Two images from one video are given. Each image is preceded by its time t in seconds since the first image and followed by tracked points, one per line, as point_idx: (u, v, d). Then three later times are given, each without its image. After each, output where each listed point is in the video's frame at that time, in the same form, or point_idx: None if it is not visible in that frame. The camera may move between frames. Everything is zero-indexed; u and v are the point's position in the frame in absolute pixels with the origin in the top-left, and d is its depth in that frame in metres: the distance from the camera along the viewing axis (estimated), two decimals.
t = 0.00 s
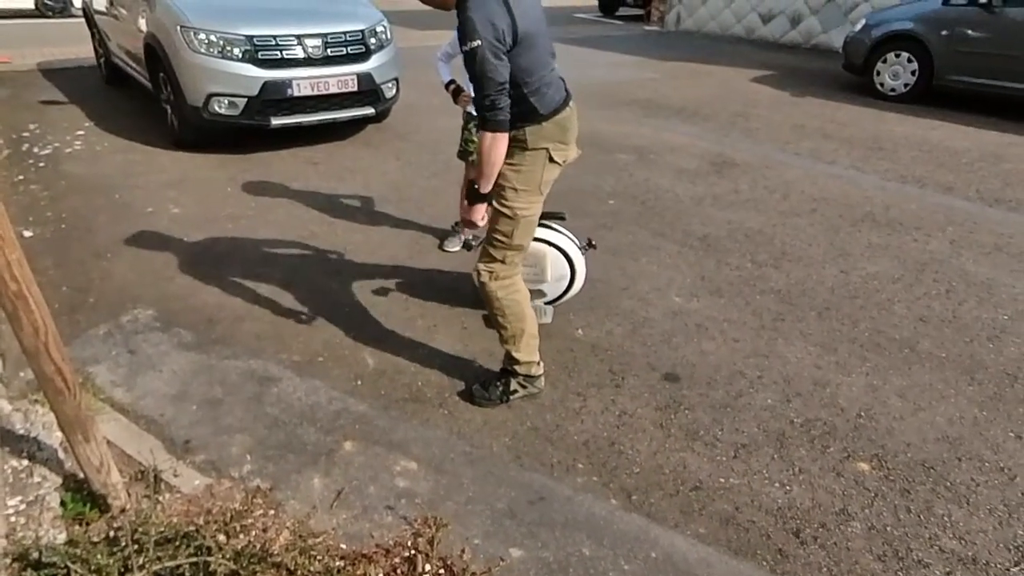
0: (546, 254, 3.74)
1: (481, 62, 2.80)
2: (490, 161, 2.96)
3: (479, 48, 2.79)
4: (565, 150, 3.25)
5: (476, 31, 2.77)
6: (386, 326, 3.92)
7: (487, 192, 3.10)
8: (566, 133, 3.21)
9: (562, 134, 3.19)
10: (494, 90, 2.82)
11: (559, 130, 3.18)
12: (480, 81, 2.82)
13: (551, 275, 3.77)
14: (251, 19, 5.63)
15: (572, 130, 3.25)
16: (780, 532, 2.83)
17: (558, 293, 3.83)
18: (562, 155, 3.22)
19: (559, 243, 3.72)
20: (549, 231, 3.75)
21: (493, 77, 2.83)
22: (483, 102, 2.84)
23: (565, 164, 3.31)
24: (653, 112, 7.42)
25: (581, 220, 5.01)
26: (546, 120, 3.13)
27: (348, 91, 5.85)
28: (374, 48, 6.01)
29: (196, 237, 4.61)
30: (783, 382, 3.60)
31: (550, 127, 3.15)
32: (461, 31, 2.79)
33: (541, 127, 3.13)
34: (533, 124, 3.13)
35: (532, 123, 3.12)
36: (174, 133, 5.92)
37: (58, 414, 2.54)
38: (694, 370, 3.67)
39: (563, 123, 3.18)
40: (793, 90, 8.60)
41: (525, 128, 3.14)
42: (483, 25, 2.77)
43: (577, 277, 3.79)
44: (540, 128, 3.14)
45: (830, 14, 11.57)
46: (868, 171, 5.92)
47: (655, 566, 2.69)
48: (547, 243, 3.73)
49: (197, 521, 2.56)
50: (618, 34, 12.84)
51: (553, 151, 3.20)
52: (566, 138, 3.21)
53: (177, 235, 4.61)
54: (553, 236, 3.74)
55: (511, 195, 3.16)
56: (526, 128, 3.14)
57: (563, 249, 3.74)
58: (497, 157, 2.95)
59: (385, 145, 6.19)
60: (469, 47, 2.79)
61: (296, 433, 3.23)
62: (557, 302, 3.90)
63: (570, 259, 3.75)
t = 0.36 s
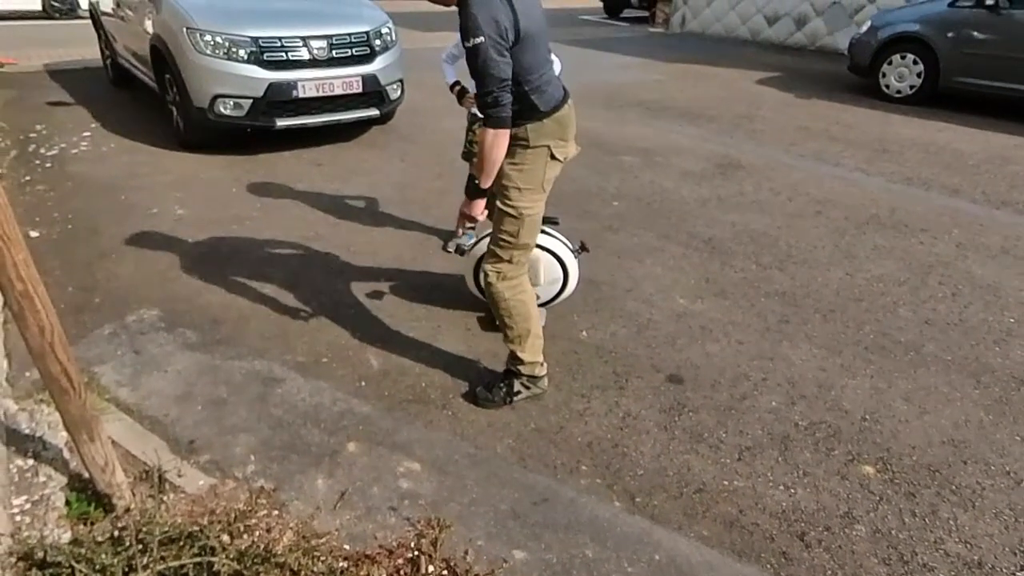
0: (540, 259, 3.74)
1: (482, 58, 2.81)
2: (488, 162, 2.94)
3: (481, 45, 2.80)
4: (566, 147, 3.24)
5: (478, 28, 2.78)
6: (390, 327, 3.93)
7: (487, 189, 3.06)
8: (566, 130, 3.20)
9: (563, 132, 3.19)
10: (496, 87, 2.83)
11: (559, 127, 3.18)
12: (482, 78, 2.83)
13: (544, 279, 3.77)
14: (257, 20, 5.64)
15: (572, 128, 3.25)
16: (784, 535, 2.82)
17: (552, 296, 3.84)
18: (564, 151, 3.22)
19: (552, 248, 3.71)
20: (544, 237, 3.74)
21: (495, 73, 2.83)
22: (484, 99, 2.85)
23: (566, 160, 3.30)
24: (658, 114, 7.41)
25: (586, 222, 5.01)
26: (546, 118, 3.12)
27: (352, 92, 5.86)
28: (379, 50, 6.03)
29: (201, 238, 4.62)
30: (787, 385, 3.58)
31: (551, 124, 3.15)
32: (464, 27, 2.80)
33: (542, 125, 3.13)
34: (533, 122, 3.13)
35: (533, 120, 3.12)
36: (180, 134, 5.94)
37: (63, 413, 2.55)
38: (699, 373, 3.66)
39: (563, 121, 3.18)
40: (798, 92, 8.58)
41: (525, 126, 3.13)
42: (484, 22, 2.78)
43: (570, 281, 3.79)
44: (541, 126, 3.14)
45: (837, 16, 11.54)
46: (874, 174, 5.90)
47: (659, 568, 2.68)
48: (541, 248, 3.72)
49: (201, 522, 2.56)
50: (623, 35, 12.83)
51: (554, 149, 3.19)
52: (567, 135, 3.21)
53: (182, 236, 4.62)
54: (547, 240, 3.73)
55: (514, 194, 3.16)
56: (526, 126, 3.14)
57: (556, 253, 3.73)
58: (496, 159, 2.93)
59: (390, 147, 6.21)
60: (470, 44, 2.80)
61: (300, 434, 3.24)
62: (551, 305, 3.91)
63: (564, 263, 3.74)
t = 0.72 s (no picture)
0: (538, 260, 3.73)
1: (476, 46, 2.82)
2: (499, 146, 2.94)
3: (475, 33, 2.81)
4: (563, 146, 3.23)
5: (470, 17, 2.80)
6: (392, 328, 3.93)
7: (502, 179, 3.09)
8: (563, 129, 3.18)
9: (560, 131, 3.17)
10: (492, 73, 2.82)
11: (556, 126, 3.16)
12: (478, 65, 2.84)
13: (542, 280, 3.77)
14: (259, 22, 5.65)
15: (570, 127, 3.24)
16: (786, 537, 2.82)
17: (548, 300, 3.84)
18: (561, 151, 3.21)
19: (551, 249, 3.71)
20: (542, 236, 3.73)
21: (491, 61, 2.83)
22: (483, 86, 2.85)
23: (565, 159, 3.29)
24: (661, 115, 7.41)
25: (587, 224, 5.01)
26: (543, 117, 3.10)
27: (355, 93, 5.87)
28: (381, 51, 6.03)
29: (204, 239, 4.63)
30: (789, 387, 3.58)
31: (548, 123, 3.13)
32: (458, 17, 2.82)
33: (538, 123, 3.11)
34: (529, 120, 3.11)
35: (529, 118, 3.10)
36: (182, 135, 5.95)
37: (65, 414, 2.55)
38: (700, 374, 3.66)
39: (560, 119, 3.16)
40: (801, 93, 8.58)
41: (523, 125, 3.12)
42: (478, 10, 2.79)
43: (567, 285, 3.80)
44: (536, 124, 3.12)
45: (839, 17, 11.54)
46: (876, 175, 5.90)
47: (660, 570, 2.68)
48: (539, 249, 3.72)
49: (203, 522, 2.55)
50: (625, 37, 12.84)
51: (551, 148, 3.18)
52: (564, 134, 3.19)
53: (184, 238, 4.63)
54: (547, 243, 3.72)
55: (511, 194, 3.15)
56: (523, 124, 3.13)
57: (554, 255, 3.73)
58: (506, 142, 2.93)
59: (392, 148, 6.21)
60: (463, 34, 2.82)
61: (301, 435, 3.24)
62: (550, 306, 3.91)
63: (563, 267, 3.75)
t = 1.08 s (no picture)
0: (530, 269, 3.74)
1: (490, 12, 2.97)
2: (530, 95, 2.97)
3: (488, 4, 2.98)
4: (563, 140, 3.29)
5: None
6: (381, 339, 3.91)
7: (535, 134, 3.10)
8: (562, 122, 3.26)
9: (559, 123, 3.26)
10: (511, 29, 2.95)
11: (556, 118, 3.25)
12: (496, 26, 2.96)
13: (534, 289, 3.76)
14: (247, 33, 5.63)
15: (568, 121, 3.31)
16: (776, 544, 2.82)
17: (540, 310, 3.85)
18: (561, 143, 3.27)
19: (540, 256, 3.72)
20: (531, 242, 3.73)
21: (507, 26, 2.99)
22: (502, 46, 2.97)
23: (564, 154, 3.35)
24: (647, 125, 7.46)
25: (575, 234, 5.02)
26: (547, 104, 3.19)
27: (343, 105, 5.87)
28: (369, 62, 6.04)
29: (190, 251, 4.60)
30: (778, 395, 3.59)
31: (548, 114, 3.22)
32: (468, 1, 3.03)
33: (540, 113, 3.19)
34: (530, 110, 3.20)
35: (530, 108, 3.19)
36: (169, 147, 5.92)
37: (49, 429, 2.51)
38: (690, 382, 3.67)
39: (560, 111, 3.25)
40: (785, 103, 8.67)
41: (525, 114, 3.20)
42: None
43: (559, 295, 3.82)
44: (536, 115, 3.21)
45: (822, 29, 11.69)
46: (860, 183, 5.96)
47: None
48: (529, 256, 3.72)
49: (189, 538, 2.59)
50: (611, 48, 12.94)
51: (550, 139, 3.25)
52: (563, 126, 3.27)
53: (170, 250, 4.60)
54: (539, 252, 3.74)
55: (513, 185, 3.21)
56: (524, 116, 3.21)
57: (547, 265, 3.74)
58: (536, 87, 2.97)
59: (379, 160, 6.21)
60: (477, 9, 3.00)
61: (290, 448, 3.21)
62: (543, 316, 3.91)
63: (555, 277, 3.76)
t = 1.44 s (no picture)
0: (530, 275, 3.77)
1: (469, 41, 2.99)
2: (484, 132, 3.08)
3: (468, 30, 2.98)
4: (558, 145, 3.36)
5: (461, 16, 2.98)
6: (358, 348, 3.87)
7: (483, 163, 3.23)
8: (554, 129, 3.33)
9: (551, 131, 3.32)
10: (486, 64, 2.99)
11: (548, 126, 3.31)
12: (472, 59, 3.01)
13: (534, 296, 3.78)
14: (217, 41, 5.57)
15: (561, 127, 3.37)
16: (755, 545, 2.85)
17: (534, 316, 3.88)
18: (554, 150, 3.34)
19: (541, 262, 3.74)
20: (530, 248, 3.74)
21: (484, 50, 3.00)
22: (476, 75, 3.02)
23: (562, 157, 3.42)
24: (619, 132, 7.52)
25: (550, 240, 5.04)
26: (533, 116, 3.26)
27: (315, 113, 5.82)
28: (342, 71, 5.99)
29: (159, 262, 4.52)
30: (754, 397, 3.63)
31: (538, 124, 3.29)
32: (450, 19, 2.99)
33: (529, 126, 3.27)
34: (522, 123, 3.28)
35: (521, 122, 3.27)
36: (137, 157, 5.84)
37: (16, 447, 2.44)
38: (667, 386, 3.70)
39: (550, 120, 3.31)
40: (752, 110, 8.81)
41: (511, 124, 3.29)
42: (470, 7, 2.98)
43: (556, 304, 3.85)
44: (528, 127, 3.28)
45: (787, 38, 11.91)
46: (828, 188, 6.08)
47: None
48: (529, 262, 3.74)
49: (163, 556, 2.55)
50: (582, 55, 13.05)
51: (544, 148, 3.32)
52: (557, 133, 3.34)
53: (138, 261, 4.51)
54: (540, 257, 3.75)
55: (514, 198, 3.35)
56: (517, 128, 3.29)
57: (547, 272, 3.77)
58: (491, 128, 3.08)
59: (351, 169, 6.17)
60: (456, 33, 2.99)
61: (266, 461, 3.17)
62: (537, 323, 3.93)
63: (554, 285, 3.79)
